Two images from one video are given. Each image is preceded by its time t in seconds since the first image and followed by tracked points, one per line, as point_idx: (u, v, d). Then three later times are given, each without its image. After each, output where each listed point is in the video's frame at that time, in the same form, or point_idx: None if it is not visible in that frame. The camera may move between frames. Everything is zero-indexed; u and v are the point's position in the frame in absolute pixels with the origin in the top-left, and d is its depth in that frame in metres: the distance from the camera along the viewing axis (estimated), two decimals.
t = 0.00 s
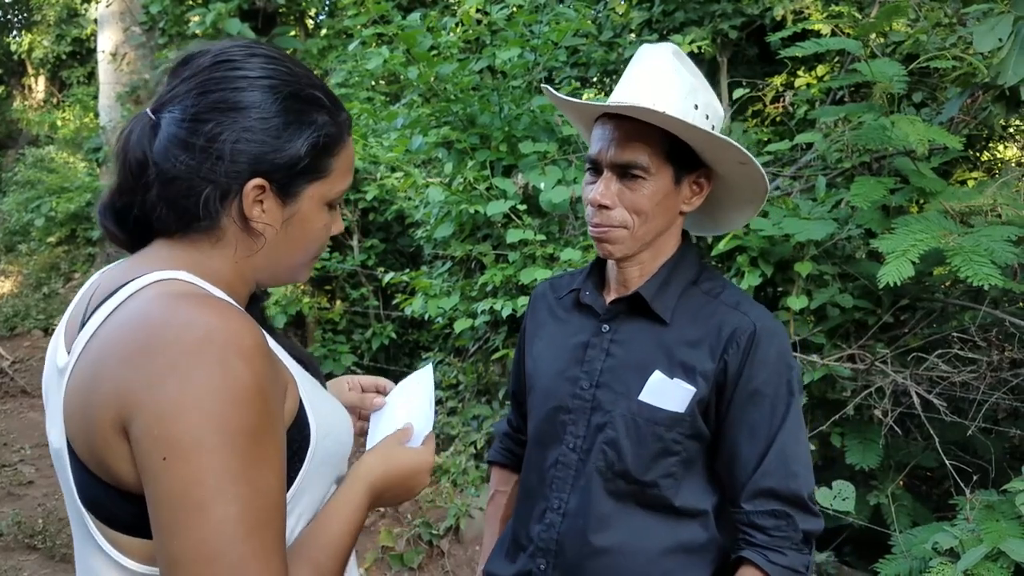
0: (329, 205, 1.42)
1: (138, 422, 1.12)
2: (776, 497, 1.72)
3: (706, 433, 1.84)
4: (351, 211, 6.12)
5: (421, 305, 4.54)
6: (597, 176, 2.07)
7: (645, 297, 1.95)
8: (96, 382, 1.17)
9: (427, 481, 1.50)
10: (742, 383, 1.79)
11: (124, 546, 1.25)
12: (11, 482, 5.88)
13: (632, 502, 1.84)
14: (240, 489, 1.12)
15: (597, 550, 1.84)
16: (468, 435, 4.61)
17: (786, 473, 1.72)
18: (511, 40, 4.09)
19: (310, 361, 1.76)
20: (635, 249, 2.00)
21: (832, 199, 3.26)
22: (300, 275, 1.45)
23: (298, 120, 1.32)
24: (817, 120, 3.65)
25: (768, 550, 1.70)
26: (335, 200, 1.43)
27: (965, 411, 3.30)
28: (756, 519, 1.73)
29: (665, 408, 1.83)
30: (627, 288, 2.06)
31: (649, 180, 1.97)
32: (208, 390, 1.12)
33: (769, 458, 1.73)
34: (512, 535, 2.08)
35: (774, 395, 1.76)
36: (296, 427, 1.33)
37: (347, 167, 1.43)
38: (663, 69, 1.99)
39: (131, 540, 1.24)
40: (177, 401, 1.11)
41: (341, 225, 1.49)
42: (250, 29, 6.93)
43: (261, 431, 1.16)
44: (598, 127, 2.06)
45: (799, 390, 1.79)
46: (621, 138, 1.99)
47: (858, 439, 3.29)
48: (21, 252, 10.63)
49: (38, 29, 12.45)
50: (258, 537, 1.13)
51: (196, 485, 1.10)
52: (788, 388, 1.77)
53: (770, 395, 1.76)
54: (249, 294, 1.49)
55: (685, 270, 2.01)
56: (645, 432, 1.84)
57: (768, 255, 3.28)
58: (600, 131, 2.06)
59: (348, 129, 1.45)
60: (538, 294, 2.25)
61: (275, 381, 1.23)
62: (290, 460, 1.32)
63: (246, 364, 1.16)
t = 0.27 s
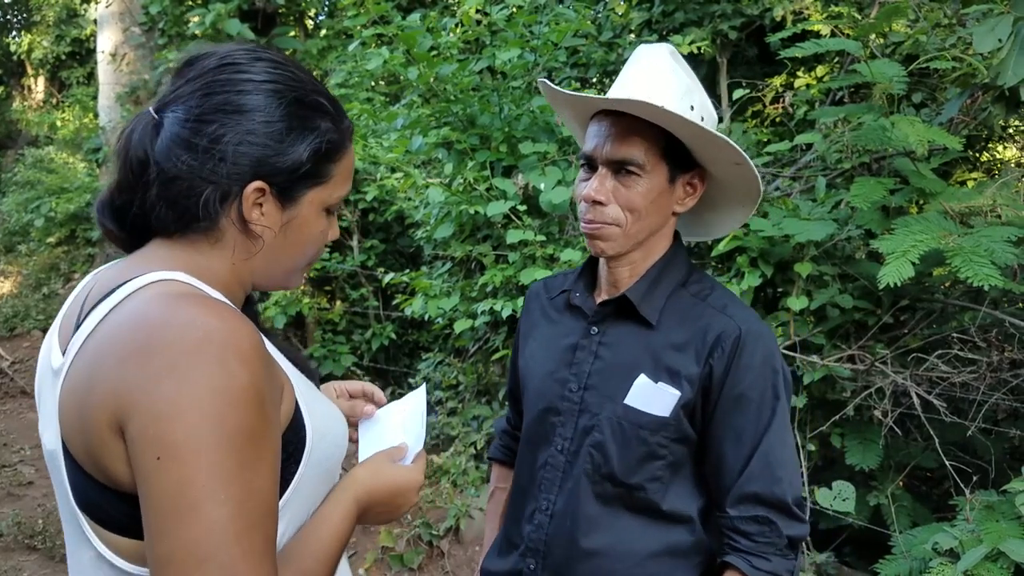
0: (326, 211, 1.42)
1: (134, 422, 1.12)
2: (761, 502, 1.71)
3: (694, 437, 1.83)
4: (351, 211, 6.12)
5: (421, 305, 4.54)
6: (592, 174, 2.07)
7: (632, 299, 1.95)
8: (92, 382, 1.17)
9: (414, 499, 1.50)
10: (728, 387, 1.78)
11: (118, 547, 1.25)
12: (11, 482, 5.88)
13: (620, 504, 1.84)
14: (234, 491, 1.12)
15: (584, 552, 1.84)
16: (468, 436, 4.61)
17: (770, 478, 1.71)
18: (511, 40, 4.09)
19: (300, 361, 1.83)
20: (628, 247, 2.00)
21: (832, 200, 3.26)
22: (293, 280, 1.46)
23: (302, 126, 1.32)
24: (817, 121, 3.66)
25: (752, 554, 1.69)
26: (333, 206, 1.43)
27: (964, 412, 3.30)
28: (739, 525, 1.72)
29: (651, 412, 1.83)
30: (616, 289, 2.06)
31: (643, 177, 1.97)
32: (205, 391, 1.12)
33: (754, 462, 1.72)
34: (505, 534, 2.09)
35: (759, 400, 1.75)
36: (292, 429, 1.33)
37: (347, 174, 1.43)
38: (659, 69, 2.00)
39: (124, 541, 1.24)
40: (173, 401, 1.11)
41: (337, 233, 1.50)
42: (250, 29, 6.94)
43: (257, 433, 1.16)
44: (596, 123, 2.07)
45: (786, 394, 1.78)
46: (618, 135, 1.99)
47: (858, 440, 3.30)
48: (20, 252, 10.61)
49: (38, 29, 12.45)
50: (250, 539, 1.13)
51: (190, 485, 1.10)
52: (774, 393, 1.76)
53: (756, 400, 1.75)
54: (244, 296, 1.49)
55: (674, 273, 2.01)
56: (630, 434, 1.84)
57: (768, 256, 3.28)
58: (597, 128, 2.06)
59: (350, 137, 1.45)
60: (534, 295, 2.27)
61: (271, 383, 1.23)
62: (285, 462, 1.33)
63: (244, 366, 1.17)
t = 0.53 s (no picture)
0: (319, 212, 1.41)
1: (123, 420, 1.12)
2: (747, 504, 1.70)
3: (682, 438, 1.83)
4: (350, 211, 6.12)
5: (420, 305, 4.53)
6: (582, 174, 2.07)
7: (622, 299, 1.95)
8: (82, 380, 1.17)
9: (404, 500, 1.50)
10: (716, 389, 1.78)
11: (108, 546, 1.24)
12: (9, 482, 5.87)
13: (607, 504, 1.84)
14: (223, 489, 1.12)
15: (570, 551, 1.85)
16: (467, 436, 4.62)
17: (757, 480, 1.70)
18: (510, 40, 4.09)
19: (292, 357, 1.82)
20: (618, 248, 2.00)
21: (830, 200, 3.25)
22: (284, 284, 1.45)
23: (297, 125, 1.32)
24: (815, 121, 3.66)
25: (738, 557, 1.67)
26: (327, 209, 1.43)
27: (963, 411, 3.30)
28: (725, 527, 1.70)
29: (639, 412, 1.83)
30: (609, 288, 2.06)
31: (632, 179, 1.97)
32: (195, 388, 1.12)
33: (741, 464, 1.71)
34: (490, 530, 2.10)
35: (747, 402, 1.75)
36: (282, 430, 1.33)
37: (341, 176, 1.43)
38: (650, 68, 2.00)
39: (112, 540, 1.24)
40: (163, 399, 1.11)
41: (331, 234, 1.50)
42: (250, 28, 6.93)
43: (246, 432, 1.16)
44: (586, 123, 2.07)
45: (775, 397, 1.77)
46: (608, 136, 1.99)
47: (857, 439, 3.31)
48: (19, 252, 10.59)
49: (36, 29, 12.44)
50: (238, 538, 1.13)
51: (180, 483, 1.10)
52: (763, 396, 1.75)
53: (744, 402, 1.75)
54: (236, 296, 1.48)
55: (665, 273, 2.00)
56: (618, 435, 1.84)
57: (766, 255, 3.28)
58: (587, 128, 2.06)
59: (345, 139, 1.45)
60: (525, 291, 2.27)
61: (261, 382, 1.23)
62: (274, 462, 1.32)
63: (234, 364, 1.17)
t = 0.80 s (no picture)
0: (315, 214, 1.41)
1: (104, 419, 1.12)
2: (743, 505, 1.70)
3: (677, 440, 1.83)
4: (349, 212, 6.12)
5: (419, 305, 4.53)
6: (576, 175, 2.07)
7: (618, 300, 1.95)
8: (66, 379, 1.17)
9: (398, 504, 1.51)
10: (712, 391, 1.78)
11: (92, 547, 1.24)
12: (8, 483, 5.87)
13: (602, 506, 1.84)
14: (201, 490, 1.12)
15: (564, 552, 1.84)
16: (466, 436, 4.62)
17: (753, 481, 1.70)
18: (509, 40, 4.09)
19: (290, 360, 1.79)
20: (610, 250, 2.01)
21: (829, 200, 3.25)
22: (281, 285, 1.45)
23: (291, 125, 1.32)
24: (814, 121, 3.66)
25: (734, 558, 1.68)
26: (323, 210, 1.42)
27: (962, 411, 3.30)
28: (722, 527, 1.71)
29: (635, 414, 1.83)
30: (603, 289, 2.06)
31: (623, 182, 1.98)
32: (174, 388, 1.11)
33: (737, 465, 1.72)
34: (483, 531, 2.10)
35: (743, 404, 1.75)
36: (270, 431, 1.33)
37: (338, 178, 1.43)
38: (643, 70, 1.99)
39: (96, 540, 1.24)
40: (142, 399, 1.11)
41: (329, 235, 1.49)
42: (249, 28, 6.92)
43: (227, 433, 1.15)
44: (580, 124, 2.07)
45: (770, 399, 1.78)
46: (600, 138, 2.00)
47: (856, 439, 3.31)
48: (18, 252, 10.58)
49: (35, 30, 12.44)
50: (215, 541, 1.12)
51: (156, 484, 1.09)
52: (758, 398, 1.75)
53: (740, 404, 1.75)
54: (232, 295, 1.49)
55: (660, 275, 2.00)
56: (614, 436, 1.84)
57: (765, 256, 3.29)
58: (580, 130, 2.07)
59: (344, 140, 1.45)
60: (520, 293, 2.27)
61: (246, 384, 1.22)
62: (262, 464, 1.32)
63: (217, 365, 1.16)
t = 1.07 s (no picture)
0: (309, 215, 1.40)
1: (77, 414, 1.13)
2: (742, 501, 1.70)
3: (677, 437, 1.82)
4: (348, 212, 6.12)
5: (418, 306, 4.53)
6: (569, 175, 2.07)
7: (615, 298, 1.96)
8: (46, 375, 1.18)
9: (391, 508, 1.49)
10: (709, 386, 1.78)
11: (76, 545, 1.25)
12: (6, 483, 5.86)
13: (603, 505, 1.84)
14: (171, 489, 1.11)
15: (566, 553, 1.84)
16: (465, 436, 4.62)
17: (751, 476, 1.70)
18: (508, 40, 4.09)
19: (292, 367, 1.77)
20: (605, 249, 2.00)
21: (828, 200, 3.25)
22: (276, 286, 1.45)
23: (281, 125, 1.32)
24: (813, 121, 3.67)
25: (734, 554, 1.68)
26: (316, 211, 1.42)
27: (960, 411, 3.30)
28: (720, 523, 1.71)
29: (634, 410, 1.83)
30: (600, 289, 2.06)
31: (616, 179, 1.98)
32: (147, 386, 1.11)
33: (735, 460, 1.72)
34: (485, 535, 2.10)
35: (741, 399, 1.75)
36: (252, 432, 1.33)
37: (332, 178, 1.42)
38: (633, 71, 1.99)
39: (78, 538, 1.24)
40: (114, 395, 1.11)
41: (325, 236, 1.49)
42: (248, 29, 6.92)
43: (201, 432, 1.15)
44: (571, 125, 2.08)
45: (768, 393, 1.78)
46: (592, 136, 2.00)
47: (854, 439, 3.32)
48: (16, 253, 10.58)
49: (34, 30, 12.43)
50: (184, 540, 1.12)
51: (126, 481, 1.09)
52: (756, 392, 1.76)
53: (738, 399, 1.75)
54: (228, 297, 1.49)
55: (657, 273, 2.01)
56: (614, 433, 1.84)
57: (763, 256, 3.29)
58: (572, 130, 2.07)
59: (337, 142, 1.44)
60: (517, 295, 2.27)
61: (226, 384, 1.22)
62: (248, 464, 1.32)
63: (193, 364, 1.16)
